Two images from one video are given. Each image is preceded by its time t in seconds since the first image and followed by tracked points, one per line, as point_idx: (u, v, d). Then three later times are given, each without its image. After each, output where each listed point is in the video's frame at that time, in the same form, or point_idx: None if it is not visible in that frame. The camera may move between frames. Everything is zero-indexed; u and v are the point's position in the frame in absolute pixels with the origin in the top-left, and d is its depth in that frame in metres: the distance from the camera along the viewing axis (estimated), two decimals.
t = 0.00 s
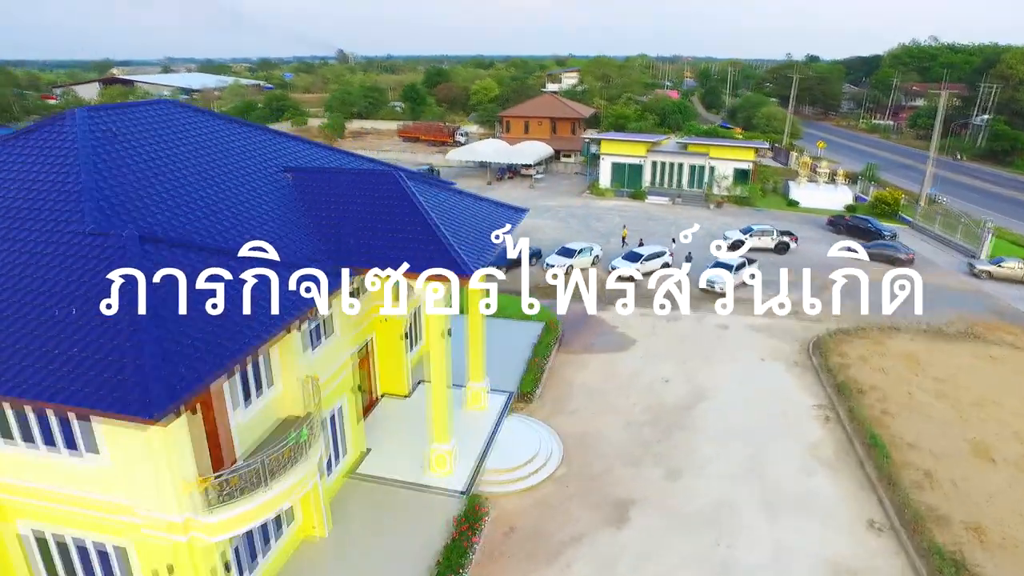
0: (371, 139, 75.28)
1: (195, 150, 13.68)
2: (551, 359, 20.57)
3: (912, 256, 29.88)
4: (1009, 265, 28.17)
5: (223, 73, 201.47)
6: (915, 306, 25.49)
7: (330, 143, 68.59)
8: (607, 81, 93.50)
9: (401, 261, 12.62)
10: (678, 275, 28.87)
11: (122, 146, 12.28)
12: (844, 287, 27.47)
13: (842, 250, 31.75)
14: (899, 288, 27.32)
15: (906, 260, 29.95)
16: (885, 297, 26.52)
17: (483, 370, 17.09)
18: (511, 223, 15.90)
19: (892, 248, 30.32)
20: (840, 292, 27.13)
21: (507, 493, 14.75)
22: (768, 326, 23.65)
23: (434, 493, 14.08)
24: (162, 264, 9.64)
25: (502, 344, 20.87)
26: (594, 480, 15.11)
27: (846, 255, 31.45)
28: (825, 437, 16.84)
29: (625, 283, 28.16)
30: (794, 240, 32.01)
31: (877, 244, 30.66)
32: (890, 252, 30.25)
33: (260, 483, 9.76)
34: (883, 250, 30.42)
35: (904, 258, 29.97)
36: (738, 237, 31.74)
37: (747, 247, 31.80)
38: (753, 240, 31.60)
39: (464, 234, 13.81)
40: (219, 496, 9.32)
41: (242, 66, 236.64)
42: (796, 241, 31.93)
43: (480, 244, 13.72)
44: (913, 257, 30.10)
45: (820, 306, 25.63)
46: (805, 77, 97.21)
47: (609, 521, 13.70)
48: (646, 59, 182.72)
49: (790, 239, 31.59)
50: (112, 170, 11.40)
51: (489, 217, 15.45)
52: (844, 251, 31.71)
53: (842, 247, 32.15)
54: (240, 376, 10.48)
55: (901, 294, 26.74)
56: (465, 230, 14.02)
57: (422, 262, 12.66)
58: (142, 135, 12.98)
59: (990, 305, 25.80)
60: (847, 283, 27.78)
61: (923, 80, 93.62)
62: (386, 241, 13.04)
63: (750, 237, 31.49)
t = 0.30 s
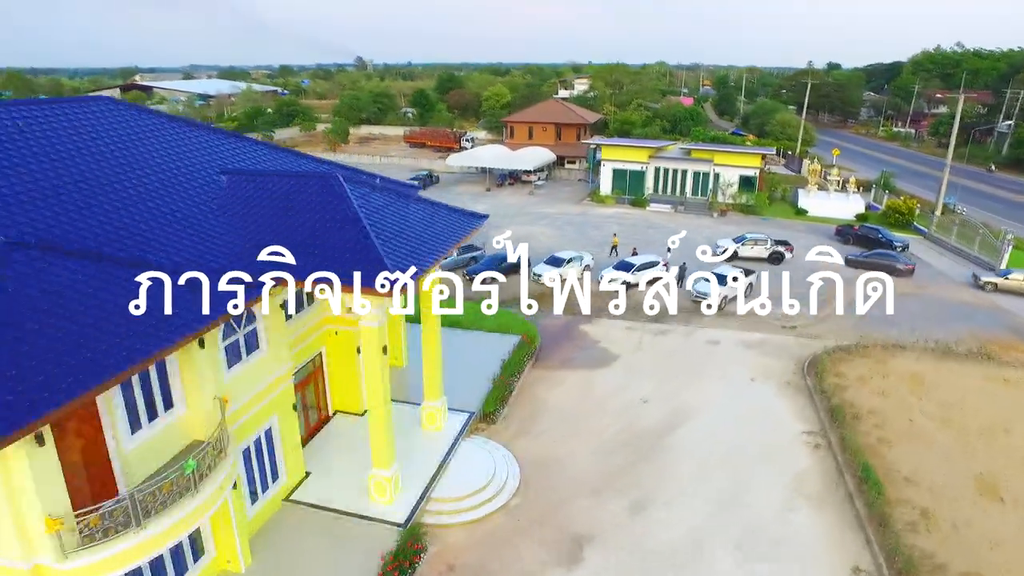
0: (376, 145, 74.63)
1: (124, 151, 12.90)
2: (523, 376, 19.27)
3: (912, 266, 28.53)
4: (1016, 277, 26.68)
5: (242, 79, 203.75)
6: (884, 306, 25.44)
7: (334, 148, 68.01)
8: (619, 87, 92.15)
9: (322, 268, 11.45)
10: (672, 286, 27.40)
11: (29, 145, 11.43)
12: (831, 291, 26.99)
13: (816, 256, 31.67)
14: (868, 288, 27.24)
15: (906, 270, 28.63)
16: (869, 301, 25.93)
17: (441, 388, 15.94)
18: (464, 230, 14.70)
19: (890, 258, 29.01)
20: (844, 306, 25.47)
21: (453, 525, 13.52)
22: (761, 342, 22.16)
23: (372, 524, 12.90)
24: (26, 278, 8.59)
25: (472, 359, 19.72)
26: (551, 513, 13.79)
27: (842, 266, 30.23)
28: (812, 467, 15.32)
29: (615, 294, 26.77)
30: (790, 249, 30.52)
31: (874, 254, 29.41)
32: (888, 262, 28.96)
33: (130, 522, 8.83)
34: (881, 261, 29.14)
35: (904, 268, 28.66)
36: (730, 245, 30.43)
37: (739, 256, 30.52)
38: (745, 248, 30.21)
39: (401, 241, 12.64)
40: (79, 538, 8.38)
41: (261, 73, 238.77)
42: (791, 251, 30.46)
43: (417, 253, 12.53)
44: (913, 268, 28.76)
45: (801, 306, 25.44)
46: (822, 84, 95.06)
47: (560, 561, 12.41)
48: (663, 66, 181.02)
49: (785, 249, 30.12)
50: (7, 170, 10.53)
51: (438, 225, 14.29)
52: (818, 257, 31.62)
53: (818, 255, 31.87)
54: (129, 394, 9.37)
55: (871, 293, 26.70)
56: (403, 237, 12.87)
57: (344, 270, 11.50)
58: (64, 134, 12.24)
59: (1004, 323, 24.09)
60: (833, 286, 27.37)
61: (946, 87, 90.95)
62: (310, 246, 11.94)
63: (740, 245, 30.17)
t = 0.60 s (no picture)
0: (376, 150, 73.87)
1: (35, 148, 11.87)
2: (487, 394, 18.12)
3: (903, 274, 27.61)
4: (1012, 287, 25.46)
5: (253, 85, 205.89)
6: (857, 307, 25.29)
7: (331, 153, 67.36)
8: (624, 92, 91.04)
9: (234, 278, 10.32)
10: (659, 297, 26.12)
11: None
12: (808, 292, 26.83)
13: (792, 261, 31.00)
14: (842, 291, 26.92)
15: (896, 278, 27.69)
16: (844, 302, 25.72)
17: (388, 408, 14.93)
18: (409, 238, 13.53)
19: (881, 265, 28.10)
20: (839, 320, 24.07)
21: (388, 560, 12.40)
22: (747, 357, 20.82)
23: (298, 558, 11.79)
24: None
25: (434, 375, 18.72)
26: (496, 550, 12.60)
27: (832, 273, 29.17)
28: (789, 500, 14.02)
29: (598, 304, 25.54)
30: (777, 258, 29.32)
31: (864, 261, 28.52)
32: (878, 269, 28.05)
33: None
34: (872, 268, 28.23)
35: (893, 276, 27.72)
36: (714, 253, 29.37)
37: (723, 264, 29.41)
38: (730, 255, 29.11)
39: (327, 250, 11.50)
40: None
41: (273, 79, 240.76)
42: (778, 259, 29.26)
43: (344, 264, 11.37)
44: (904, 276, 27.84)
45: (781, 306, 25.31)
46: (832, 90, 93.42)
47: None
48: (674, 72, 179.70)
49: (771, 257, 28.91)
50: None
51: (378, 234, 13.14)
52: (795, 262, 30.93)
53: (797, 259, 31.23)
54: None
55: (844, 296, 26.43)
56: (331, 247, 11.73)
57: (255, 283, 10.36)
58: None
59: (1010, 339, 22.63)
60: (811, 287, 27.24)
61: (959, 92, 89.05)
62: (224, 254, 10.76)
63: (725, 252, 29.06)
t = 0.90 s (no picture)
0: (374, 151, 72.94)
1: None
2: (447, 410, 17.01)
3: (889, 280, 26.67)
4: (1005, 294, 24.24)
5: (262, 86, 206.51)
6: (831, 306, 24.95)
7: (328, 155, 66.59)
8: (628, 93, 89.65)
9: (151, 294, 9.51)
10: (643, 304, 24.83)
11: None
12: (787, 292, 26.41)
13: (771, 266, 29.60)
14: (818, 292, 26.36)
15: (883, 283, 26.73)
16: (818, 302, 25.30)
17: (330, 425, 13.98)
18: (341, 246, 12.59)
19: (867, 270, 27.16)
20: (832, 331, 22.73)
21: None
22: (730, 371, 19.49)
23: None
24: None
25: (390, 390, 17.70)
26: None
27: (814, 279, 28.05)
28: (761, 534, 12.75)
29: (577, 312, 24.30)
30: (760, 263, 28.45)
31: (849, 266, 27.67)
32: (864, 274, 27.12)
33: None
34: (858, 274, 27.28)
35: (880, 281, 26.75)
36: (695, 258, 28.49)
37: (704, 269, 28.49)
38: (712, 260, 28.16)
39: (238, 261, 10.54)
40: None
41: (283, 81, 241.10)
42: (762, 264, 28.38)
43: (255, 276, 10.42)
44: (890, 282, 26.88)
45: (760, 305, 24.88)
46: (842, 91, 91.51)
47: None
48: (683, 73, 177.68)
49: (754, 263, 28.01)
50: None
51: (306, 241, 12.19)
52: (773, 267, 29.48)
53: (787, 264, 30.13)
54: None
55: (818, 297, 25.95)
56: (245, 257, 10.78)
57: (147, 298, 9.40)
58: None
59: (1015, 354, 21.14)
60: (789, 286, 26.77)
61: (972, 94, 86.87)
62: (134, 270, 9.85)
63: (706, 257, 28.15)
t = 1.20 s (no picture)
0: (372, 152, 72.16)
1: None
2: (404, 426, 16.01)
3: (874, 284, 25.82)
4: (993, 300, 23.22)
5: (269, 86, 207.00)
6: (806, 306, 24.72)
7: (324, 155, 65.88)
8: (631, 93, 88.47)
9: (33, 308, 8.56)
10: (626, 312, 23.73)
11: None
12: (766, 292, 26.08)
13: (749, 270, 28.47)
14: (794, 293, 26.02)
15: (867, 288, 25.91)
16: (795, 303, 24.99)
17: (267, 444, 13.07)
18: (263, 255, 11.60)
19: (851, 274, 26.37)
20: (823, 341, 21.57)
21: None
22: (710, 386, 18.38)
23: None
24: None
25: (347, 404, 16.79)
26: None
27: (795, 283, 27.15)
28: (727, 569, 11.70)
29: (556, 319, 23.26)
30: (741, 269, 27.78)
31: (834, 269, 26.95)
32: (847, 278, 26.36)
33: None
34: (842, 277, 26.50)
35: (864, 285, 25.94)
36: (675, 262, 27.64)
37: (684, 274, 27.54)
38: (692, 265, 27.21)
39: (134, 275, 9.64)
40: None
41: (291, 82, 241.36)
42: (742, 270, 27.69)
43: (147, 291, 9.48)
44: (876, 287, 26.03)
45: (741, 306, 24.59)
46: (849, 92, 89.95)
47: None
48: (691, 73, 176.01)
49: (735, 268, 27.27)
50: None
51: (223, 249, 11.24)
52: (753, 271, 28.42)
53: (780, 272, 28.96)
54: None
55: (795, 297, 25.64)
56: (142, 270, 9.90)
57: (8, 315, 8.44)
58: None
59: (1016, 367, 19.90)
60: (768, 286, 26.44)
61: (983, 94, 85.10)
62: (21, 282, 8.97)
63: (686, 261, 27.23)
